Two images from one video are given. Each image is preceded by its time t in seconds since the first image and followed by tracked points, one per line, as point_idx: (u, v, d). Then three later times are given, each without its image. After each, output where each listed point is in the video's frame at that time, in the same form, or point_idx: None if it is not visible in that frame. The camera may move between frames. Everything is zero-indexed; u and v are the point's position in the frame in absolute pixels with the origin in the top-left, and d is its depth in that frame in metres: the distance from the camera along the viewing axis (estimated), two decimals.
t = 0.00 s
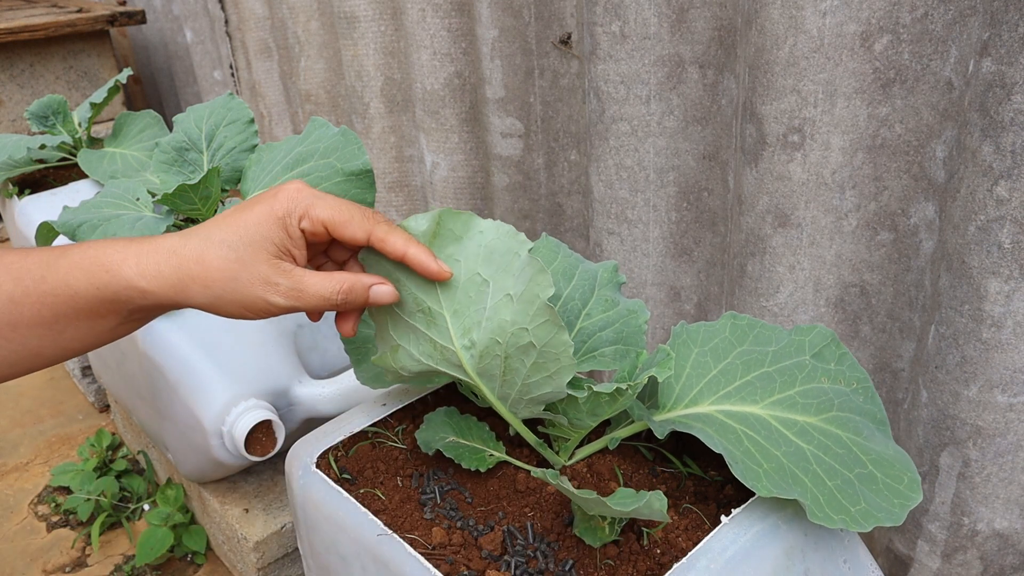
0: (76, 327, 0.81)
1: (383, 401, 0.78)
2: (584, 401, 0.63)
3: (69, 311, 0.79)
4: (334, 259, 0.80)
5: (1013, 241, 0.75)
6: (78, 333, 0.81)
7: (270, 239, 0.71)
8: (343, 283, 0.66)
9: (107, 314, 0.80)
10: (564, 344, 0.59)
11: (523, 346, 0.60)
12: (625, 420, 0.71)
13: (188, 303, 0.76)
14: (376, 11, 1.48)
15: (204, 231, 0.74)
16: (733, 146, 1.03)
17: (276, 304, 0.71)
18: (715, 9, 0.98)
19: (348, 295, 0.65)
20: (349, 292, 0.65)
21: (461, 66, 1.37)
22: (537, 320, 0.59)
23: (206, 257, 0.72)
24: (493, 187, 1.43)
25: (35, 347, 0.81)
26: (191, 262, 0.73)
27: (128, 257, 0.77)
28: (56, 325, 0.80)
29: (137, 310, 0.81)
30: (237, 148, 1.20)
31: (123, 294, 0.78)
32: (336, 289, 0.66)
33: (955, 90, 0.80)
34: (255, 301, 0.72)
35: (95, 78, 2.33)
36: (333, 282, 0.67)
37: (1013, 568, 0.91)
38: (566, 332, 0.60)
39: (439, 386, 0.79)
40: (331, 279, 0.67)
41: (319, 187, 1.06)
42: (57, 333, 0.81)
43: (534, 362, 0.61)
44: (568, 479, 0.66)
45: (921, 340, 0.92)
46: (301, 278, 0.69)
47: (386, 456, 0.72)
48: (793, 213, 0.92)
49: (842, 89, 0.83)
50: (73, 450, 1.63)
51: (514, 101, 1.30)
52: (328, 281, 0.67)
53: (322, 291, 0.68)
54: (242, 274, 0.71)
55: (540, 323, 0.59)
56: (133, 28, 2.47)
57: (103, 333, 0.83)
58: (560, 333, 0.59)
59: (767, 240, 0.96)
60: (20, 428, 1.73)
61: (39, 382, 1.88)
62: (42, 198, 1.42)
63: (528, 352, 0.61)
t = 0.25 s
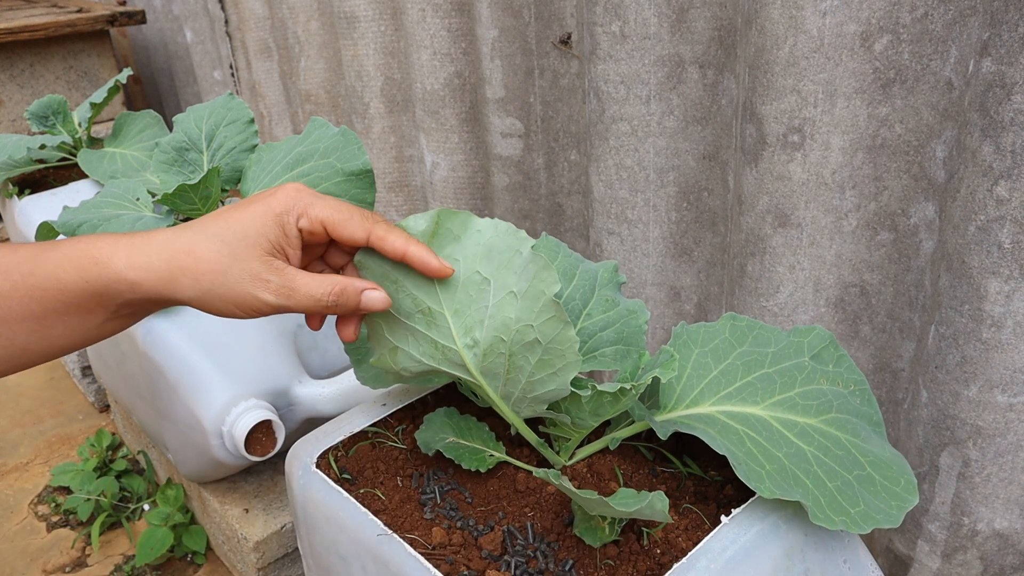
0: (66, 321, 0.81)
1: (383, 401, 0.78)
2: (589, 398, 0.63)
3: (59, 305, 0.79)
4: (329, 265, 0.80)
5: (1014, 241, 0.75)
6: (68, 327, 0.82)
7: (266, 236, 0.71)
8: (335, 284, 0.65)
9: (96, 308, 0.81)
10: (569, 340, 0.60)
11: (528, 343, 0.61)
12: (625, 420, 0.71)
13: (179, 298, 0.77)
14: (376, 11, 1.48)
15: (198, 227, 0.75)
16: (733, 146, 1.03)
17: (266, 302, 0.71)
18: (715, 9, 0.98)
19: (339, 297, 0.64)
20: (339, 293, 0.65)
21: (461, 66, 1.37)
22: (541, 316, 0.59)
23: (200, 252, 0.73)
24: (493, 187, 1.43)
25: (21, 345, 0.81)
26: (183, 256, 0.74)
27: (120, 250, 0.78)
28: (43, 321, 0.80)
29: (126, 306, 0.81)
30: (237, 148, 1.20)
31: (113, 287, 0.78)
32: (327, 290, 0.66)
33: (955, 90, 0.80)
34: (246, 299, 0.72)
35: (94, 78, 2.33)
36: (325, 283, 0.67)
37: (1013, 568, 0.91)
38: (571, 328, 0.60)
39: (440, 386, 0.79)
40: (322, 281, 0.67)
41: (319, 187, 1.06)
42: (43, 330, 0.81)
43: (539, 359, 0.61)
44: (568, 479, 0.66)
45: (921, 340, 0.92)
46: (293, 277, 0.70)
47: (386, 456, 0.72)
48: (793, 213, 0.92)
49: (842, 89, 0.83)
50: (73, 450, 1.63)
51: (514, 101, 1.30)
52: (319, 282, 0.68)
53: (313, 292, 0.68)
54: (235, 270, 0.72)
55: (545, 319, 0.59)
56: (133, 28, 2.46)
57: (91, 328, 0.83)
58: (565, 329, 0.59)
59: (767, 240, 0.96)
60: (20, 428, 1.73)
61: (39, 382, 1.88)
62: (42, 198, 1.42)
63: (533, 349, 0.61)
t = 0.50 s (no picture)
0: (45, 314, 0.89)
1: (383, 401, 0.78)
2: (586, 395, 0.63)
3: (37, 297, 0.87)
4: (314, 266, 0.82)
5: (1014, 241, 0.75)
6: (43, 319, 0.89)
7: (245, 230, 0.74)
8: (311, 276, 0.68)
9: (72, 300, 0.88)
10: (563, 339, 0.60)
11: (521, 343, 0.60)
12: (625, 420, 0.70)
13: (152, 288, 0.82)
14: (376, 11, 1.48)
15: (181, 221, 0.78)
16: (733, 146, 1.03)
17: (240, 295, 0.74)
18: (715, 9, 0.98)
19: (315, 294, 0.67)
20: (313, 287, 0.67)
21: (461, 66, 1.37)
22: (533, 316, 0.59)
23: (180, 243, 0.77)
24: (493, 187, 1.43)
25: None
26: (162, 248, 0.79)
27: (96, 243, 0.84)
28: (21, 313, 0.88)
29: (101, 298, 0.88)
30: (237, 148, 1.20)
31: (89, 278, 0.85)
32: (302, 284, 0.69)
33: (955, 90, 0.80)
34: (221, 291, 0.76)
35: (95, 78, 2.33)
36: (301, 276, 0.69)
37: (1013, 568, 0.91)
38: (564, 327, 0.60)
39: (439, 386, 0.79)
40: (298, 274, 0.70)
41: (319, 187, 1.06)
42: (22, 322, 0.89)
43: (533, 359, 0.61)
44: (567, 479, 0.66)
45: (921, 340, 0.92)
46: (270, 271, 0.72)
47: (386, 456, 0.72)
48: (793, 213, 0.92)
49: (842, 89, 0.83)
50: (73, 450, 1.63)
51: (514, 101, 1.30)
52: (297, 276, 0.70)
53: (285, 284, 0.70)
54: (212, 262, 0.75)
55: (537, 320, 0.59)
56: (133, 28, 2.46)
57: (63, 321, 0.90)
58: (558, 329, 0.59)
59: (767, 240, 0.96)
60: (20, 428, 1.73)
61: (39, 382, 1.88)
62: (42, 198, 1.42)
63: (526, 349, 0.61)
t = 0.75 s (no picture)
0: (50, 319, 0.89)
1: (383, 401, 0.78)
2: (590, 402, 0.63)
3: (42, 302, 0.87)
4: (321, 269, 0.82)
5: (1013, 241, 0.75)
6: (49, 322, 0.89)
7: (250, 235, 0.75)
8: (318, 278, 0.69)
9: (79, 305, 0.88)
10: (570, 346, 0.59)
11: (528, 349, 0.60)
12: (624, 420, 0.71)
13: (159, 294, 0.82)
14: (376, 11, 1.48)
15: (186, 224, 0.79)
16: (733, 146, 1.03)
17: (244, 299, 0.74)
18: (715, 9, 0.98)
19: (321, 298, 0.68)
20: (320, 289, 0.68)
21: (461, 66, 1.37)
22: (539, 324, 0.58)
23: (185, 248, 0.78)
24: (493, 187, 1.43)
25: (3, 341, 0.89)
26: (167, 252, 0.79)
27: (102, 247, 0.85)
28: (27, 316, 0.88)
29: (107, 302, 0.88)
30: (237, 148, 1.20)
31: (94, 283, 0.85)
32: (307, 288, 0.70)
33: (955, 91, 0.80)
34: (226, 295, 0.76)
35: (95, 78, 2.33)
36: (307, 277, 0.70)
37: (1013, 568, 0.91)
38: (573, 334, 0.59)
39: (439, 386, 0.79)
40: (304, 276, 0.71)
41: (319, 187, 1.07)
42: (29, 326, 0.89)
43: (539, 365, 0.60)
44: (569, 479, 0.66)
45: (921, 340, 0.92)
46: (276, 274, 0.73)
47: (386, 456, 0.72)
48: (793, 213, 0.92)
49: (842, 89, 0.83)
50: (73, 450, 1.63)
51: (514, 101, 1.30)
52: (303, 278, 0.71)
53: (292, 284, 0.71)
54: (216, 267, 0.76)
55: (545, 328, 0.58)
56: (133, 28, 2.46)
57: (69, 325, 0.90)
58: (566, 337, 0.58)
59: (767, 240, 0.96)
60: (20, 428, 1.73)
61: (39, 382, 1.88)
62: (42, 198, 1.42)
63: (533, 355, 0.60)
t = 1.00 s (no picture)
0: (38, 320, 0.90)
1: (383, 401, 0.79)
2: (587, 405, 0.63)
3: (27, 303, 0.88)
4: (310, 265, 0.83)
5: (1014, 241, 0.75)
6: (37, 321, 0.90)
7: (228, 238, 0.75)
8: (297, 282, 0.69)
9: (64, 307, 0.89)
10: (568, 356, 0.58)
11: (527, 358, 0.59)
12: (624, 420, 0.71)
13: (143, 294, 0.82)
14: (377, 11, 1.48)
15: (168, 224, 0.79)
16: (733, 146, 1.03)
17: (226, 303, 0.75)
18: (715, 9, 0.98)
19: (302, 301, 0.69)
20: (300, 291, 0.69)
21: (461, 66, 1.37)
22: (537, 336, 0.57)
23: (164, 255, 0.78)
24: (493, 187, 1.43)
25: None
26: (150, 255, 0.79)
27: (86, 248, 0.84)
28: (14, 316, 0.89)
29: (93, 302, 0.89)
30: (237, 147, 1.20)
31: (80, 284, 0.85)
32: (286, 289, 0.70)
33: (955, 90, 0.80)
34: (209, 297, 0.76)
35: (94, 78, 2.33)
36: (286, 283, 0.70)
37: (1013, 568, 0.91)
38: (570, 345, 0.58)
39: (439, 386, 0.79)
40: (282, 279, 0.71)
41: (319, 187, 1.07)
42: (18, 326, 0.90)
43: (537, 373, 0.60)
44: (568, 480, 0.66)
45: (921, 340, 0.92)
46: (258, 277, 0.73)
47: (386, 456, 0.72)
48: (793, 213, 0.92)
49: (842, 89, 0.83)
50: (73, 450, 1.63)
51: (514, 101, 1.30)
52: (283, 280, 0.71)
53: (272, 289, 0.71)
54: (195, 273, 0.76)
55: (542, 340, 0.57)
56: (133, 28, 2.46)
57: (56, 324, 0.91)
58: (564, 347, 0.57)
59: (767, 240, 0.96)
60: (19, 428, 1.73)
61: (39, 382, 1.88)
62: (42, 198, 1.42)
63: (532, 364, 0.59)
